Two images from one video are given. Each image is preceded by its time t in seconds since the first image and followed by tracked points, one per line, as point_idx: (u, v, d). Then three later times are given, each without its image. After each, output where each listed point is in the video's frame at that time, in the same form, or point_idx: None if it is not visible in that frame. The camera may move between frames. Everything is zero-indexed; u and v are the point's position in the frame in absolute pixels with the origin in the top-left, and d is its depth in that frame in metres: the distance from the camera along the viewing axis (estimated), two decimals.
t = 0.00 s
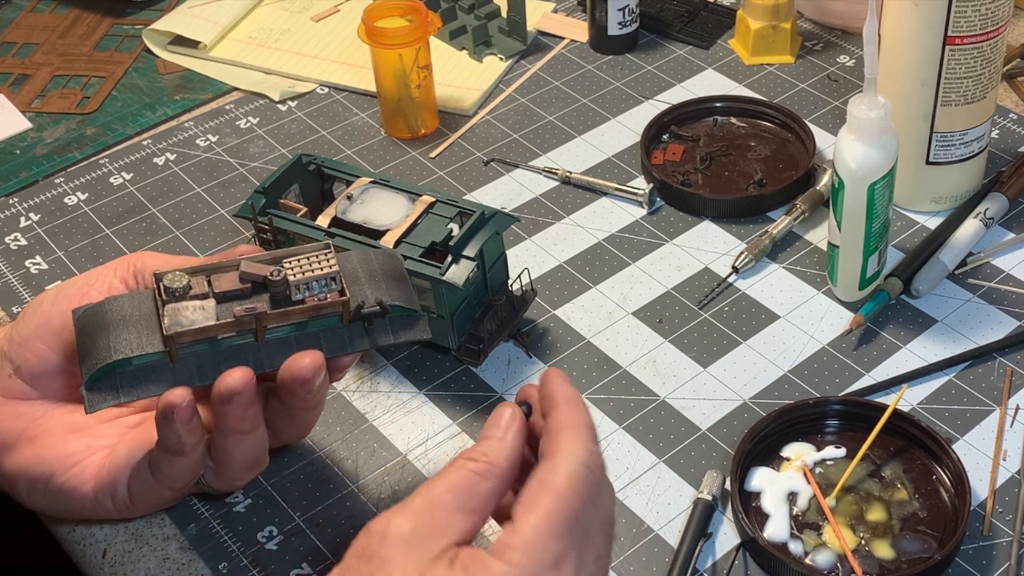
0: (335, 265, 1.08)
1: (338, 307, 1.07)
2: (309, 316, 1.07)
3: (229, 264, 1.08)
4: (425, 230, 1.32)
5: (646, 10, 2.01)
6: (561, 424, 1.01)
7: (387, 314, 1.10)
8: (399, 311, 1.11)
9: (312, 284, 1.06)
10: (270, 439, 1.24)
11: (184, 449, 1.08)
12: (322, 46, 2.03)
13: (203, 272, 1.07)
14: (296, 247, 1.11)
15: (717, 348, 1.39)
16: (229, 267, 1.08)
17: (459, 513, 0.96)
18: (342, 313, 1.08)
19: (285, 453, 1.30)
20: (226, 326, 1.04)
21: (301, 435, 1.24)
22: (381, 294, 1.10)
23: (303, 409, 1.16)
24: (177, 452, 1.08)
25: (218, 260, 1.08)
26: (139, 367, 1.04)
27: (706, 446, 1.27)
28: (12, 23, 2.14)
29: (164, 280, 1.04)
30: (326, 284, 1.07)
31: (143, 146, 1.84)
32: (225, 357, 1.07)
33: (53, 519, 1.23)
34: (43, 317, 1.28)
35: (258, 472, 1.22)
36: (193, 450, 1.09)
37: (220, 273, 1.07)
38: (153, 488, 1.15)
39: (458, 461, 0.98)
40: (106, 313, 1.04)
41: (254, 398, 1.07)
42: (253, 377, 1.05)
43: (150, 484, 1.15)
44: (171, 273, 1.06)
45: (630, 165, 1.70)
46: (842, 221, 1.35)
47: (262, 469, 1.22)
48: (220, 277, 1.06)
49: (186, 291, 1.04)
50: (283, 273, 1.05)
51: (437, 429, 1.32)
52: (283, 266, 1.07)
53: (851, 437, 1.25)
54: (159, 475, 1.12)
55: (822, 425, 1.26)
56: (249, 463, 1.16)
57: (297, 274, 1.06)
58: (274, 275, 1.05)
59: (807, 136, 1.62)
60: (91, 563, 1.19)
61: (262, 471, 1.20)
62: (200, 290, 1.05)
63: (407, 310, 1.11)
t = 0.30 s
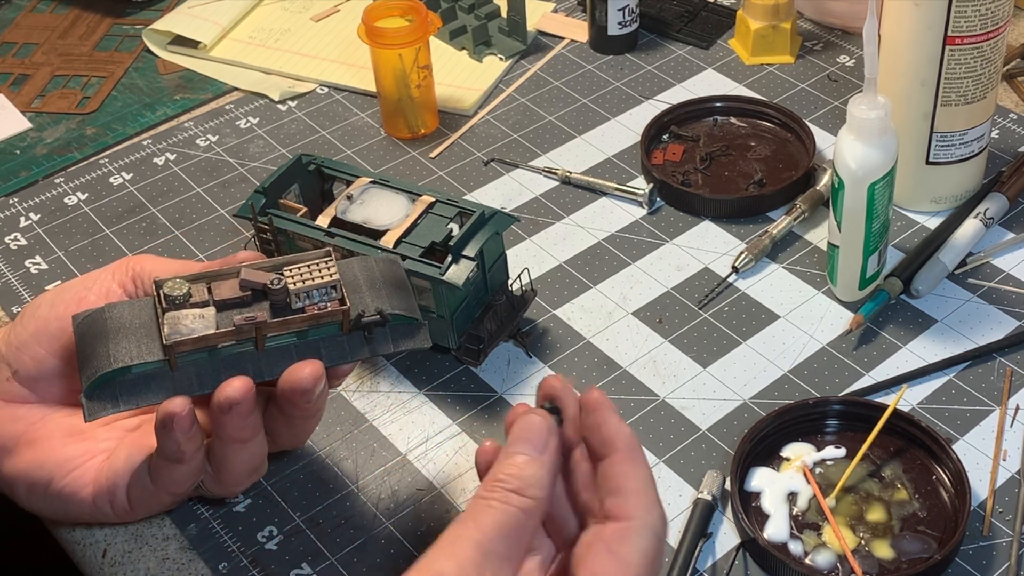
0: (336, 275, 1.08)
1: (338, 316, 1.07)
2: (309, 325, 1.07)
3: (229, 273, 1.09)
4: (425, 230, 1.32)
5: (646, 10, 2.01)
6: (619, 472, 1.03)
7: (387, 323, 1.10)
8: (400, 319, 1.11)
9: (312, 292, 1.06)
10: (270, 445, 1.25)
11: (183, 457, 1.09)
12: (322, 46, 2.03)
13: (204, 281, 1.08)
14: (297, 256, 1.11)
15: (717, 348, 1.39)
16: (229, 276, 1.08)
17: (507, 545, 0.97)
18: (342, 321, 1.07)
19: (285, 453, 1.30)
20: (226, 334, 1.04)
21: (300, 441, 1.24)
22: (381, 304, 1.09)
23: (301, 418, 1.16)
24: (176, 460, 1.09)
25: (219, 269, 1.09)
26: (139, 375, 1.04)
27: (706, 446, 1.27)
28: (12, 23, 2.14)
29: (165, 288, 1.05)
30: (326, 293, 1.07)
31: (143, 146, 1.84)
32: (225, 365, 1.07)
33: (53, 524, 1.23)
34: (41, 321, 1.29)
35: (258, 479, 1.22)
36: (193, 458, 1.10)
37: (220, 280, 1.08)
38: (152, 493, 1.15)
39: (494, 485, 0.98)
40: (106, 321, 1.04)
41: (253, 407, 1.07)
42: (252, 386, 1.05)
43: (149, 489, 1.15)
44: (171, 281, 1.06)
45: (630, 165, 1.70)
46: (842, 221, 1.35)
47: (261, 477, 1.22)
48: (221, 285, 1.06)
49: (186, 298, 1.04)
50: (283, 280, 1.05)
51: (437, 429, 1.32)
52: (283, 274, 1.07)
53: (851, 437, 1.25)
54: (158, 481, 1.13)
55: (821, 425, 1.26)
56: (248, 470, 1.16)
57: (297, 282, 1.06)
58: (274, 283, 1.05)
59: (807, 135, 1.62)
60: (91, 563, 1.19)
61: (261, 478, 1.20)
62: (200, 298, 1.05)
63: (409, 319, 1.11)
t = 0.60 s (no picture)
0: (337, 281, 1.08)
1: (339, 323, 1.07)
2: (309, 332, 1.06)
3: (230, 280, 1.08)
4: (425, 230, 1.32)
5: (646, 10, 2.01)
6: (652, 515, 0.98)
7: (388, 330, 1.09)
8: (401, 326, 1.10)
9: (312, 299, 1.06)
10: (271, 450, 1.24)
11: (183, 464, 1.09)
12: (322, 46, 2.03)
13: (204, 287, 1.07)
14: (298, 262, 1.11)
15: (717, 348, 1.39)
16: (229, 282, 1.08)
17: None
18: (343, 328, 1.07)
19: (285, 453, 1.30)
20: (226, 342, 1.03)
21: (300, 446, 1.24)
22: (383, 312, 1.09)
23: (302, 425, 1.16)
24: (176, 467, 1.09)
25: (219, 274, 1.08)
26: (139, 382, 1.04)
27: (706, 446, 1.27)
28: (12, 23, 2.14)
29: (165, 294, 1.04)
30: (327, 300, 1.06)
31: (143, 146, 1.84)
32: (225, 371, 1.07)
33: (53, 527, 1.23)
34: (41, 323, 1.28)
35: (257, 484, 1.22)
36: (192, 464, 1.10)
37: (220, 286, 1.08)
38: (152, 498, 1.15)
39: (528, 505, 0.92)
40: (107, 326, 1.04)
41: (253, 414, 1.07)
42: (252, 394, 1.06)
43: (149, 493, 1.15)
44: (171, 287, 1.06)
45: (630, 165, 1.70)
46: (842, 221, 1.35)
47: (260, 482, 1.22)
48: (221, 291, 1.06)
49: (186, 305, 1.04)
50: (284, 288, 1.05)
51: (437, 429, 1.32)
52: (284, 282, 1.07)
53: (851, 437, 1.25)
54: (158, 487, 1.13)
55: (822, 425, 1.26)
56: (248, 476, 1.16)
57: (298, 289, 1.06)
58: (275, 291, 1.05)
59: (807, 136, 1.62)
60: (91, 563, 1.19)
61: (260, 483, 1.20)
62: (200, 304, 1.05)
63: (410, 326, 1.10)
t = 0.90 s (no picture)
0: (342, 288, 1.07)
1: (343, 331, 1.07)
2: (314, 340, 1.06)
3: (234, 286, 1.08)
4: (424, 230, 1.32)
5: (646, 10, 2.01)
6: (651, 550, 0.96)
7: (392, 339, 1.09)
8: (405, 334, 1.10)
9: (317, 308, 1.05)
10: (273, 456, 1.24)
11: (185, 470, 1.09)
12: (322, 46, 2.03)
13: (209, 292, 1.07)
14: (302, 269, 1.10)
15: (717, 348, 1.39)
16: (234, 288, 1.07)
17: None
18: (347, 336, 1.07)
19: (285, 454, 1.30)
20: (231, 349, 1.03)
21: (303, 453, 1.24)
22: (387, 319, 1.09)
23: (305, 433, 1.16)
24: (178, 473, 1.09)
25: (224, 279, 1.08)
26: (142, 389, 1.03)
27: (706, 446, 1.27)
28: (12, 23, 2.14)
29: (169, 300, 1.04)
30: (332, 308, 1.06)
31: (143, 146, 1.84)
32: (229, 380, 1.07)
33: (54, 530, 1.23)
34: (43, 326, 1.29)
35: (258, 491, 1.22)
36: (195, 470, 1.10)
37: (226, 291, 1.07)
38: (153, 502, 1.15)
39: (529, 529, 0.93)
40: (111, 331, 1.04)
41: (256, 422, 1.07)
42: (256, 402, 1.06)
43: (150, 498, 1.15)
44: (175, 293, 1.05)
45: (630, 165, 1.70)
46: (842, 221, 1.35)
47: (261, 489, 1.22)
48: (226, 297, 1.05)
49: (191, 311, 1.04)
50: (289, 296, 1.05)
51: (437, 429, 1.32)
52: (289, 288, 1.06)
53: (850, 437, 1.25)
54: (160, 492, 1.13)
55: (822, 425, 1.26)
56: (250, 482, 1.16)
57: (303, 296, 1.05)
58: (280, 298, 1.05)
59: (807, 135, 1.62)
60: (91, 564, 1.19)
61: (262, 490, 1.20)
62: (205, 310, 1.05)
63: (414, 334, 1.10)
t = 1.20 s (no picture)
0: (347, 281, 1.09)
1: (346, 323, 1.07)
2: (317, 330, 1.07)
3: (242, 277, 1.10)
4: (424, 230, 1.32)
5: (645, 10, 2.01)
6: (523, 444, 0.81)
7: (395, 334, 1.09)
8: (408, 332, 1.10)
9: (321, 298, 1.07)
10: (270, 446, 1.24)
11: (183, 453, 1.08)
12: (322, 46, 2.03)
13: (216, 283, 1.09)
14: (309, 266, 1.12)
15: (717, 348, 1.39)
16: (241, 280, 1.10)
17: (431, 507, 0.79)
18: (350, 329, 1.08)
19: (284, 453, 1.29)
20: (234, 333, 1.05)
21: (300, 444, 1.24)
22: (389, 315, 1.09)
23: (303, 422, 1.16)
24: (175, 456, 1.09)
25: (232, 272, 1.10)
26: (142, 370, 1.04)
27: (706, 446, 1.27)
28: (12, 23, 2.14)
29: (175, 286, 1.06)
30: (336, 300, 1.08)
31: (143, 146, 1.84)
32: (230, 365, 1.07)
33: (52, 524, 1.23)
34: (45, 321, 1.28)
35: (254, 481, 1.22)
36: (191, 454, 1.09)
37: (232, 283, 1.09)
38: (149, 490, 1.15)
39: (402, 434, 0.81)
40: (114, 314, 1.04)
41: (255, 409, 1.07)
42: (256, 387, 1.06)
43: (146, 486, 1.15)
44: (183, 281, 1.07)
45: (630, 165, 1.70)
46: (842, 220, 1.35)
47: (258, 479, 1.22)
48: (232, 287, 1.08)
49: (196, 297, 1.06)
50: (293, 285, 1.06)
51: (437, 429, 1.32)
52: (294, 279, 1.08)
53: (850, 437, 1.25)
54: (155, 477, 1.12)
55: (822, 425, 1.26)
56: (247, 472, 1.16)
57: (307, 287, 1.07)
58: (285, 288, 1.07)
59: (806, 136, 1.62)
60: (91, 563, 1.19)
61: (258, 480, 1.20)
62: (210, 298, 1.07)
63: (416, 331, 1.10)
